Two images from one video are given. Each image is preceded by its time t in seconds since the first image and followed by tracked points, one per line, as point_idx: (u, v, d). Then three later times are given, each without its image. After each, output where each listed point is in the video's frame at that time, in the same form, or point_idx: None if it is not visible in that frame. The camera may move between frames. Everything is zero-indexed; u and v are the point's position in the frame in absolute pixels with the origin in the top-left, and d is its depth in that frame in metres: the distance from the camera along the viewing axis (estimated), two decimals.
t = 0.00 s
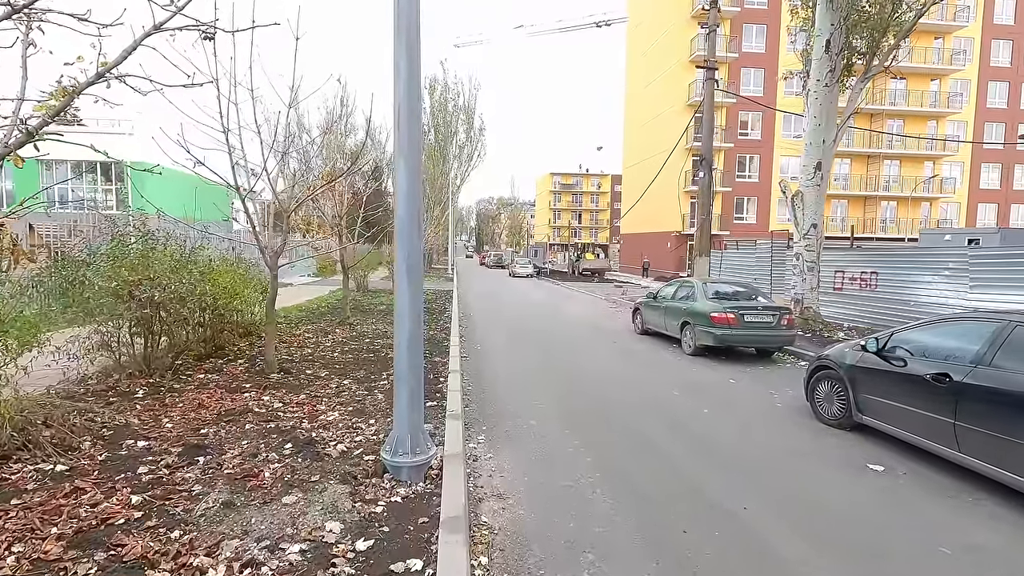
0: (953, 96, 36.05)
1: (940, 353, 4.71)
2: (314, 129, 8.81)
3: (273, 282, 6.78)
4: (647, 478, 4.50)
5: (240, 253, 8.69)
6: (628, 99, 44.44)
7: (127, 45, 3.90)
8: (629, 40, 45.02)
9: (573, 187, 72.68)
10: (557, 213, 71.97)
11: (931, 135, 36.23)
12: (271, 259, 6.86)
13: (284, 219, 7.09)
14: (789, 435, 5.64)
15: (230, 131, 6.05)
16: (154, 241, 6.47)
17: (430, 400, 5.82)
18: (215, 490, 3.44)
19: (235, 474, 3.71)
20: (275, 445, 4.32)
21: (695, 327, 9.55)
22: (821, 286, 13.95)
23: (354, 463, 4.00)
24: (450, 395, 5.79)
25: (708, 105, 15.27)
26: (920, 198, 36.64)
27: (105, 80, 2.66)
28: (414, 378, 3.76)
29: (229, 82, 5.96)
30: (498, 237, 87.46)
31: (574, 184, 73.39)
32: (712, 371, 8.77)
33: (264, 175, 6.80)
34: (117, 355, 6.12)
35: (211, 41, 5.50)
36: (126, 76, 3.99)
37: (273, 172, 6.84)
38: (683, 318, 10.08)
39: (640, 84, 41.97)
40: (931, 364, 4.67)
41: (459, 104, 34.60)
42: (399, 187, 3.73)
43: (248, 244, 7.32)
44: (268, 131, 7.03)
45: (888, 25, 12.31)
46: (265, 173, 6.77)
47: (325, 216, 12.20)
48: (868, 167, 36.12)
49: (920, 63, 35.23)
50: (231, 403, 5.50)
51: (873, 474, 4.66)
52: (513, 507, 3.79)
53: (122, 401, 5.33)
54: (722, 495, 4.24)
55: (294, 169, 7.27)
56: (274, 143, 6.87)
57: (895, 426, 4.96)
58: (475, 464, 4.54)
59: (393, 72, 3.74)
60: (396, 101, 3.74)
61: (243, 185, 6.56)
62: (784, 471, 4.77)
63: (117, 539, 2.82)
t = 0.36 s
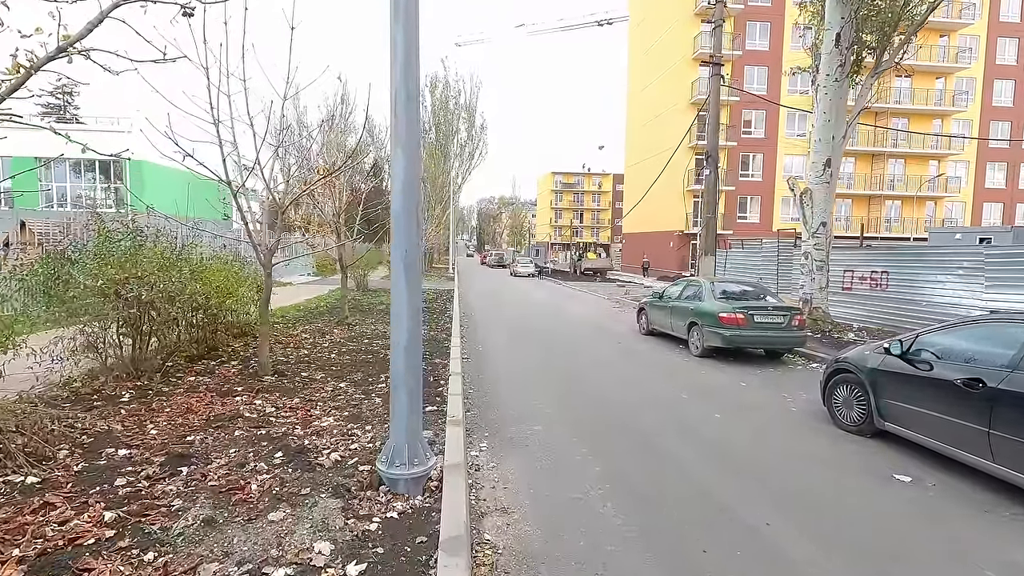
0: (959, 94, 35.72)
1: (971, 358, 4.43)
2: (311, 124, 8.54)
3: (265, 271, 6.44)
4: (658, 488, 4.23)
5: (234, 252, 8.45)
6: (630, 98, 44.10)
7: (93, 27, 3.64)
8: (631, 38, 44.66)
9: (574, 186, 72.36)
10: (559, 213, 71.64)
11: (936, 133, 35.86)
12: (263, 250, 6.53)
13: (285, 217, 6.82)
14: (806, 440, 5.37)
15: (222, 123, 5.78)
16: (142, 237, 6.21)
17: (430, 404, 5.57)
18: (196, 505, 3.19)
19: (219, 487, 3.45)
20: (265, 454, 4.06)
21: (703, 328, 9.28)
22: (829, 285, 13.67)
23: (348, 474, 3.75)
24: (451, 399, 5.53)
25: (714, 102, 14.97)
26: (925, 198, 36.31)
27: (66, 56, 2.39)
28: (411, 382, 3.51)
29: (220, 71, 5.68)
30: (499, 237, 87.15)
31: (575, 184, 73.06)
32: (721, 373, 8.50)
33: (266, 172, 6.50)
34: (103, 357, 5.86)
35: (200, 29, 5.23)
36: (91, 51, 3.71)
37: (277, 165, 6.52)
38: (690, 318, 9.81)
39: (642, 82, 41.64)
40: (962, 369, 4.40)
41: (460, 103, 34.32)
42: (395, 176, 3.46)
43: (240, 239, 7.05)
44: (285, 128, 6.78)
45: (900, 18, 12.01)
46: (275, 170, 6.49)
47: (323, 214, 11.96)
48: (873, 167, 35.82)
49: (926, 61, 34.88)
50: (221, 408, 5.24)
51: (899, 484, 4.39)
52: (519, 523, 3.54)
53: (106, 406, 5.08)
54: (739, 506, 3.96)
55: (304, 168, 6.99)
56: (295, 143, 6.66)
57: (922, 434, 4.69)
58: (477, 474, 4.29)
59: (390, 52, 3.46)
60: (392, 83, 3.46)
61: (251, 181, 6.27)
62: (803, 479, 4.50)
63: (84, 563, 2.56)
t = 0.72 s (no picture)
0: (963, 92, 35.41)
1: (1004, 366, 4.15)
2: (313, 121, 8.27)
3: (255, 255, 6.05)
4: (672, 504, 3.95)
5: (226, 252, 8.20)
6: (631, 96, 43.79)
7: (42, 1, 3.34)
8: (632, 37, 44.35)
9: (575, 186, 72.01)
10: (559, 212, 71.31)
11: (940, 131, 35.46)
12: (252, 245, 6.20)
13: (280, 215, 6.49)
14: (824, 450, 5.10)
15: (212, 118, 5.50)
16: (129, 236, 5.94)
17: (430, 413, 5.30)
18: (172, 530, 2.92)
19: (199, 509, 3.18)
20: (251, 470, 3.80)
21: (710, 330, 9.00)
22: (838, 286, 13.38)
23: (339, 492, 3.48)
24: (451, 408, 5.26)
25: (720, 99, 14.67)
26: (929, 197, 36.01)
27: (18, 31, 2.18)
28: (407, 393, 3.26)
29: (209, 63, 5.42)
30: (499, 237, 86.86)
31: (576, 183, 72.73)
32: (730, 377, 8.22)
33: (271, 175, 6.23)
34: (85, 363, 5.57)
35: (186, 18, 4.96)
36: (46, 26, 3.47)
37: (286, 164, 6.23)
38: (697, 320, 9.53)
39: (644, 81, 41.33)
40: (995, 378, 4.12)
41: (461, 101, 34.01)
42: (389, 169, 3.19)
43: (230, 238, 6.74)
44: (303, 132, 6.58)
45: (911, 13, 11.72)
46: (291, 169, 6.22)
47: (321, 213, 11.69)
48: (877, 166, 35.51)
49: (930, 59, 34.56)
50: (209, 417, 4.96)
51: (928, 501, 4.13)
52: (525, 547, 3.27)
53: (87, 415, 4.81)
54: (761, 526, 3.69)
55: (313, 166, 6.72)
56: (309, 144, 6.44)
57: (950, 446, 4.42)
58: (477, 491, 4.02)
59: (383, 34, 3.18)
60: (386, 69, 3.19)
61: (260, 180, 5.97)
62: (826, 494, 4.23)
63: None
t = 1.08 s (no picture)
0: (970, 89, 35.05)
1: None
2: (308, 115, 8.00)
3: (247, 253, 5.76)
4: (688, 518, 3.69)
5: (219, 252, 7.94)
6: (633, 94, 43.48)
7: None
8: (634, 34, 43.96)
9: (576, 185, 71.65)
10: (561, 211, 70.98)
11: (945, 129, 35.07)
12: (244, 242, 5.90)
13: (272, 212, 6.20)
14: (847, 460, 4.82)
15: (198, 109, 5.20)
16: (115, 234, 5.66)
17: (431, 420, 5.02)
18: (146, 556, 2.65)
19: (177, 530, 2.92)
20: (238, 485, 3.53)
21: (720, 332, 8.72)
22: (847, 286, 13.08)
23: (331, 511, 3.21)
24: (452, 415, 4.99)
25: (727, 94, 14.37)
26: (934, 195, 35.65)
27: None
28: (404, 403, 2.99)
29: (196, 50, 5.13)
30: (500, 236, 86.59)
31: (577, 183, 72.52)
32: (741, 380, 7.95)
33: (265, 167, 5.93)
34: (68, 368, 5.29)
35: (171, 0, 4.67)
36: None
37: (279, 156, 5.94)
38: (706, 320, 9.25)
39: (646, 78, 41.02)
40: None
41: (462, 99, 33.72)
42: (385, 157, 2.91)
43: (221, 235, 6.43)
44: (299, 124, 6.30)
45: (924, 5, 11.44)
46: (285, 162, 5.93)
47: (319, 211, 11.43)
48: (881, 163, 35.18)
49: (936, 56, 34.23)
50: (196, 426, 4.67)
51: (965, 517, 3.84)
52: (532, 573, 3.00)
53: (66, 424, 4.53)
54: (785, 542, 3.42)
55: (309, 161, 6.45)
56: (304, 136, 6.15)
57: (984, 458, 4.14)
58: (481, 507, 3.75)
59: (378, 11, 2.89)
60: (381, 49, 2.90)
61: (252, 175, 5.69)
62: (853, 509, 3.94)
63: None
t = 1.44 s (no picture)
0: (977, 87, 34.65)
1: None
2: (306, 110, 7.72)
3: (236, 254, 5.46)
4: (711, 544, 3.40)
5: (213, 253, 7.66)
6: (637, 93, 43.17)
7: None
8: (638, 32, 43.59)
9: (579, 184, 71.31)
10: (563, 211, 70.61)
11: (952, 127, 34.64)
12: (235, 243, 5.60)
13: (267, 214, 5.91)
14: (876, 476, 4.51)
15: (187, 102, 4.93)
16: (101, 234, 5.40)
17: (432, 431, 4.73)
18: None
19: (152, 562, 2.64)
20: (224, 507, 3.25)
21: (733, 336, 8.41)
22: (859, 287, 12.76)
23: (322, 539, 2.93)
24: (455, 426, 4.70)
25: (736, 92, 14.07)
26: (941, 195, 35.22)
27: None
28: (401, 422, 2.71)
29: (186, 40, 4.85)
30: (503, 235, 86.27)
31: (580, 182, 72.09)
32: (755, 386, 7.65)
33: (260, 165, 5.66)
34: (52, 375, 5.02)
35: None
36: None
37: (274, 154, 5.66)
38: (717, 324, 8.95)
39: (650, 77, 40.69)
40: None
41: (464, 97, 33.43)
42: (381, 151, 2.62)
43: (213, 236, 6.15)
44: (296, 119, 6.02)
45: None
46: (281, 160, 5.66)
47: (318, 210, 11.15)
48: (888, 163, 34.76)
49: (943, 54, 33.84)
50: (182, 439, 4.40)
51: (1011, 542, 3.54)
52: None
53: (46, 437, 4.27)
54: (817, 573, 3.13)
55: (307, 158, 6.17)
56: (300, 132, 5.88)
57: None
58: (486, 532, 3.47)
59: None
60: (377, 33, 2.62)
61: (244, 172, 5.41)
62: (889, 532, 3.64)
63: None
